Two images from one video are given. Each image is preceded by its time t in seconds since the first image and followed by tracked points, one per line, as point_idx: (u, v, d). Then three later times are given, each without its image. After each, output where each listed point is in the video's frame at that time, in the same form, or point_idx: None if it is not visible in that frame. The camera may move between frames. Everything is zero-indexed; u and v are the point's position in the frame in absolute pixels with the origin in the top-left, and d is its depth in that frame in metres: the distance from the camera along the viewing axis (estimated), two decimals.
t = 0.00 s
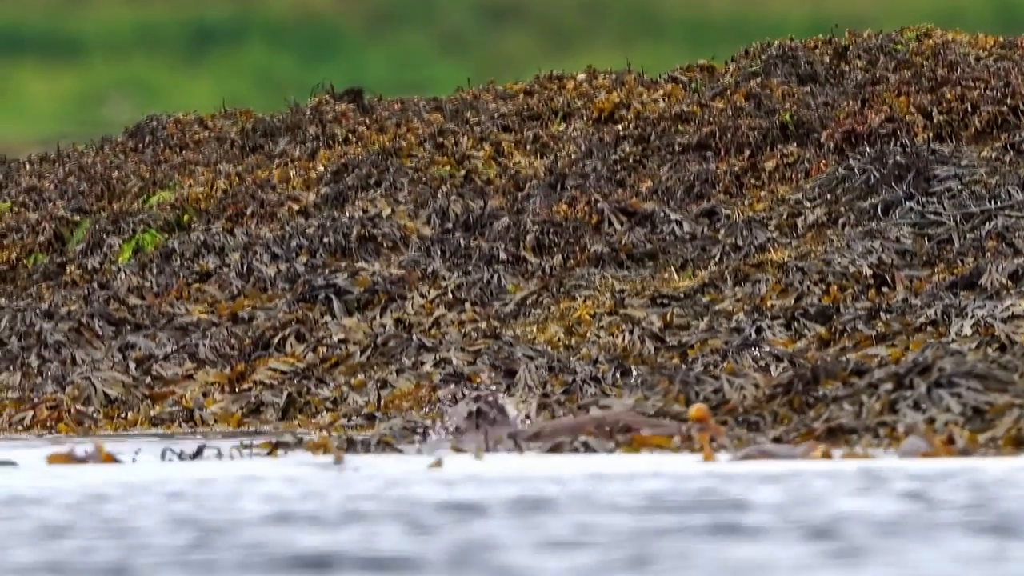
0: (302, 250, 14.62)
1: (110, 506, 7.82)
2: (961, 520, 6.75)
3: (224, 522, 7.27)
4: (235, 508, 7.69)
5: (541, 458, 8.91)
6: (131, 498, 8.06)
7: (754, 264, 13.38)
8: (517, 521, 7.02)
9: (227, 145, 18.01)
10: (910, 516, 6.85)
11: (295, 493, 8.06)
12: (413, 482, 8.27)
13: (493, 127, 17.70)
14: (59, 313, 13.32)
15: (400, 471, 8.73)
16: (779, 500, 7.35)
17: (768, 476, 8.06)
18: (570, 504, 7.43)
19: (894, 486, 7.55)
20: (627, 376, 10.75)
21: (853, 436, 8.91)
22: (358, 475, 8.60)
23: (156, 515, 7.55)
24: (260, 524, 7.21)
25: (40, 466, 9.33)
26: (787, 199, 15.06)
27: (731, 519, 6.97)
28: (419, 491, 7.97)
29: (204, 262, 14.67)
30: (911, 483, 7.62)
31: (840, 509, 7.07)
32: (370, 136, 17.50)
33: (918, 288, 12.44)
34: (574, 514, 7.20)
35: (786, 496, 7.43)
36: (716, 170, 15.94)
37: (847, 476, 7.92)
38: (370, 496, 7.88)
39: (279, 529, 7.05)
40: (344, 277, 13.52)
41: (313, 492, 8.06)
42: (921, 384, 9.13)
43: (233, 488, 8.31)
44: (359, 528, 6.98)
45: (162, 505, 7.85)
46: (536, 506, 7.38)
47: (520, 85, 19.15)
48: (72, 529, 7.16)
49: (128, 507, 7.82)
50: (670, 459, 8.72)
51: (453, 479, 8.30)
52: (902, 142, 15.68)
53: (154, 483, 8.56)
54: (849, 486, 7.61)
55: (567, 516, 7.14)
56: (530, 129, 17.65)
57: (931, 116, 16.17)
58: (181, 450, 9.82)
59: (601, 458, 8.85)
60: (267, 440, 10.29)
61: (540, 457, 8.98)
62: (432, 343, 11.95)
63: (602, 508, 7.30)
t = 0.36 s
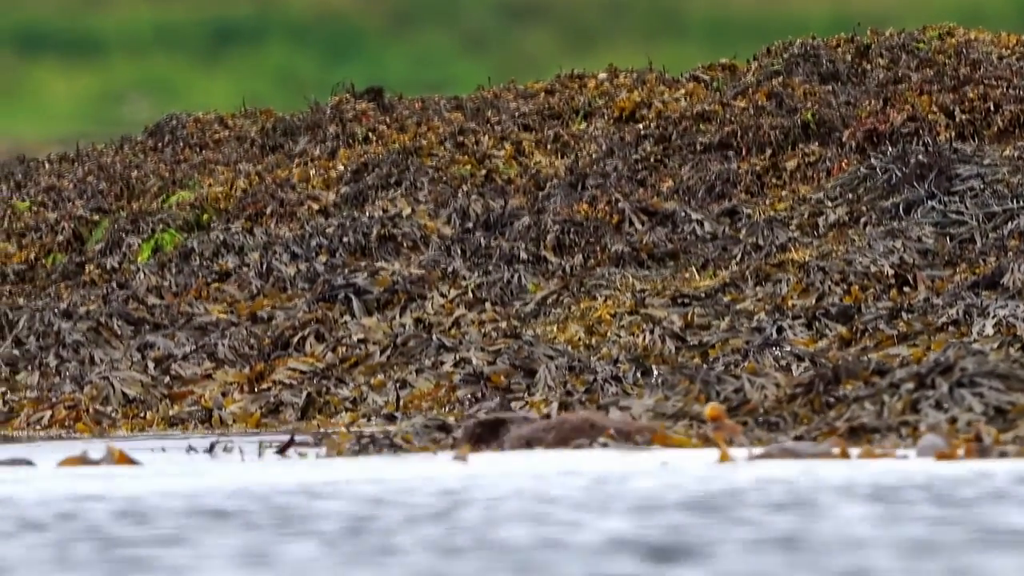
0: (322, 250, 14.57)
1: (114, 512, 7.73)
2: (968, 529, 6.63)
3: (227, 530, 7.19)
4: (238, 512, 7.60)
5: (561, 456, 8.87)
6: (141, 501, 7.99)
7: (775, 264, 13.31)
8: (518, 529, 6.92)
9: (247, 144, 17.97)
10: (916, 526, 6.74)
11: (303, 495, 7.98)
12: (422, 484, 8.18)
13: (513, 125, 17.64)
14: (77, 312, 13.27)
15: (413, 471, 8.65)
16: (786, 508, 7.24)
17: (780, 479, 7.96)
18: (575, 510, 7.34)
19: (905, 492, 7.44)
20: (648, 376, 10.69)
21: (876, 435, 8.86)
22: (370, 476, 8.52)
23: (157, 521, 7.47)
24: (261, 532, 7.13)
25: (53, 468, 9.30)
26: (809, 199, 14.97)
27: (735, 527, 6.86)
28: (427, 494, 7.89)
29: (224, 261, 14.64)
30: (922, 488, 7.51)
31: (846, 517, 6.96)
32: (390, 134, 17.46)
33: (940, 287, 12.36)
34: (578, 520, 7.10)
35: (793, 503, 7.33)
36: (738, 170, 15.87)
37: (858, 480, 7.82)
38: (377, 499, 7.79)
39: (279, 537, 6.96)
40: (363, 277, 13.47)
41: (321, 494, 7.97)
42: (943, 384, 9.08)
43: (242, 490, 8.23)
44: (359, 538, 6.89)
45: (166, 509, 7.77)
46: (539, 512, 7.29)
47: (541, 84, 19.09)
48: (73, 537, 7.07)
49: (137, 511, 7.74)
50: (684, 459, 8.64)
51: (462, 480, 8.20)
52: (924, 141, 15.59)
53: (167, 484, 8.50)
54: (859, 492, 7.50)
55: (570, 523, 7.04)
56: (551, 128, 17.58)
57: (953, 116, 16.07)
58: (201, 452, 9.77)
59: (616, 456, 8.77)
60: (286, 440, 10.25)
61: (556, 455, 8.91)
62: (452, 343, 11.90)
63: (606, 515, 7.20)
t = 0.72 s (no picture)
0: (341, 250, 14.55)
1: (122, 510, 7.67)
2: (973, 547, 6.55)
3: (227, 532, 7.15)
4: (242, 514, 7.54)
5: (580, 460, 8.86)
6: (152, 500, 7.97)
7: (795, 264, 13.25)
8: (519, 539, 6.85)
9: (265, 144, 17.96)
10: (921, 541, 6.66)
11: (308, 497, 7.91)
12: (429, 487, 8.11)
13: (532, 125, 17.60)
14: (95, 312, 13.25)
15: (422, 473, 8.58)
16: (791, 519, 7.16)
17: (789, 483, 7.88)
18: (580, 519, 7.26)
19: (913, 500, 7.36)
20: (667, 376, 10.65)
21: (896, 437, 8.86)
22: (380, 478, 8.46)
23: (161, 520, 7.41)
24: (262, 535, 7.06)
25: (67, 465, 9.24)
26: (829, 199, 14.90)
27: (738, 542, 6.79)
28: (432, 498, 7.82)
29: (242, 262, 14.62)
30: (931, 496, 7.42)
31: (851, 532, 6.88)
32: (409, 134, 17.43)
33: (961, 288, 12.29)
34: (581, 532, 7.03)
35: (800, 513, 7.25)
36: (758, 170, 15.82)
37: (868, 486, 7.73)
38: (381, 503, 7.73)
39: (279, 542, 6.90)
40: (382, 277, 13.44)
41: (327, 496, 7.90)
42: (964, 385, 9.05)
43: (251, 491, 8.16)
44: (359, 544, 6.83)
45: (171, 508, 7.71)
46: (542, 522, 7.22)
47: (560, 83, 19.05)
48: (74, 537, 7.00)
49: (145, 510, 7.68)
50: (697, 463, 8.57)
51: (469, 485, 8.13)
52: (945, 140, 15.51)
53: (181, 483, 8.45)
54: (867, 500, 7.42)
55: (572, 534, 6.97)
56: (571, 128, 17.54)
57: (974, 116, 15.99)
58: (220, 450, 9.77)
59: (628, 461, 8.71)
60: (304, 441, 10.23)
61: (570, 460, 8.86)
62: (471, 344, 11.86)
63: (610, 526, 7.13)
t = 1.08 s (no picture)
0: (358, 250, 14.51)
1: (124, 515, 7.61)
2: (977, 553, 6.47)
3: (228, 530, 7.15)
4: (238, 517, 7.47)
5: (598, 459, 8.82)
6: (166, 501, 7.96)
7: (814, 265, 13.19)
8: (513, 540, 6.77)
9: (283, 144, 17.93)
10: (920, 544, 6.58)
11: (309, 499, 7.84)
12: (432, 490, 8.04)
13: (550, 125, 17.55)
14: (112, 313, 13.21)
15: (430, 474, 8.51)
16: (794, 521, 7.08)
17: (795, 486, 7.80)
18: (579, 520, 7.19)
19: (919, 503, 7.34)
20: (686, 377, 10.59)
21: (914, 438, 8.83)
22: (388, 480, 8.39)
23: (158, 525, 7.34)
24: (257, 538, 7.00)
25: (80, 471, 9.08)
26: (848, 199, 14.82)
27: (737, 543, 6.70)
28: (432, 500, 7.74)
29: (260, 262, 14.59)
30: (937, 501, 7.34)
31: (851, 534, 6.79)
32: (427, 133, 17.39)
33: (981, 288, 12.22)
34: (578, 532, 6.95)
35: (801, 515, 7.17)
36: (777, 170, 15.75)
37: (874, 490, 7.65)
38: (384, 503, 7.69)
39: (273, 545, 6.84)
40: (400, 277, 13.40)
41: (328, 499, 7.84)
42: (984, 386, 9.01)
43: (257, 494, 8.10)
44: (353, 544, 6.77)
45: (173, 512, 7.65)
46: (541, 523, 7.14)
47: (578, 83, 18.99)
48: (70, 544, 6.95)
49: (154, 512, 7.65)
50: (705, 464, 8.49)
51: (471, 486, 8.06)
52: (965, 140, 15.42)
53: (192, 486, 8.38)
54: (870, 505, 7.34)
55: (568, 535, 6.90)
56: (589, 128, 17.49)
57: (994, 116, 15.90)
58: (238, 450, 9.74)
59: (637, 461, 8.63)
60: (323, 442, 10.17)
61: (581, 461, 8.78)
62: (490, 345, 11.82)
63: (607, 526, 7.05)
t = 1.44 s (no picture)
0: (376, 250, 14.44)
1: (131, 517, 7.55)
2: (976, 560, 6.43)
3: (226, 532, 7.15)
4: (241, 520, 7.40)
5: (617, 461, 8.74)
6: (179, 503, 7.91)
7: (834, 264, 13.09)
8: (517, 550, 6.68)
9: (300, 143, 17.87)
10: (914, 552, 6.54)
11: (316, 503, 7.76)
12: (442, 493, 7.95)
13: (568, 124, 17.47)
14: (129, 312, 13.15)
15: (443, 477, 8.42)
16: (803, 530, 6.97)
17: (808, 492, 7.68)
18: (576, 524, 7.18)
19: (920, 506, 7.30)
20: (705, 377, 10.50)
21: (935, 438, 8.72)
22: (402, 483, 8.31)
23: (162, 528, 7.27)
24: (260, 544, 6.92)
25: (107, 472, 9.05)
26: (868, 198, 14.71)
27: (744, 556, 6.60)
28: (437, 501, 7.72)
29: (277, 262, 14.52)
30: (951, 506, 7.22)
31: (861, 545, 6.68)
32: (444, 132, 17.32)
33: (1002, 288, 12.10)
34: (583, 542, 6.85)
35: (797, 521, 7.14)
36: (797, 169, 15.65)
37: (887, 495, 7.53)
38: (387, 504, 7.66)
39: (274, 552, 6.76)
40: (418, 277, 13.32)
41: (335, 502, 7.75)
42: (1005, 387, 8.94)
43: (268, 497, 8.02)
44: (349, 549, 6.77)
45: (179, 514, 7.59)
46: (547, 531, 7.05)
47: (597, 82, 18.90)
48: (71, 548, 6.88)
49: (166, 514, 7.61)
50: (720, 468, 8.38)
51: (480, 489, 7.97)
52: (985, 139, 15.31)
53: (205, 489, 8.32)
54: (882, 512, 7.22)
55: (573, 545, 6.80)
56: (608, 126, 17.40)
57: (1015, 115, 15.78)
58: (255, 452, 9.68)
59: (651, 466, 8.52)
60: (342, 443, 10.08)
61: (596, 464, 8.68)
62: (508, 345, 11.73)
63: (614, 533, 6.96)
